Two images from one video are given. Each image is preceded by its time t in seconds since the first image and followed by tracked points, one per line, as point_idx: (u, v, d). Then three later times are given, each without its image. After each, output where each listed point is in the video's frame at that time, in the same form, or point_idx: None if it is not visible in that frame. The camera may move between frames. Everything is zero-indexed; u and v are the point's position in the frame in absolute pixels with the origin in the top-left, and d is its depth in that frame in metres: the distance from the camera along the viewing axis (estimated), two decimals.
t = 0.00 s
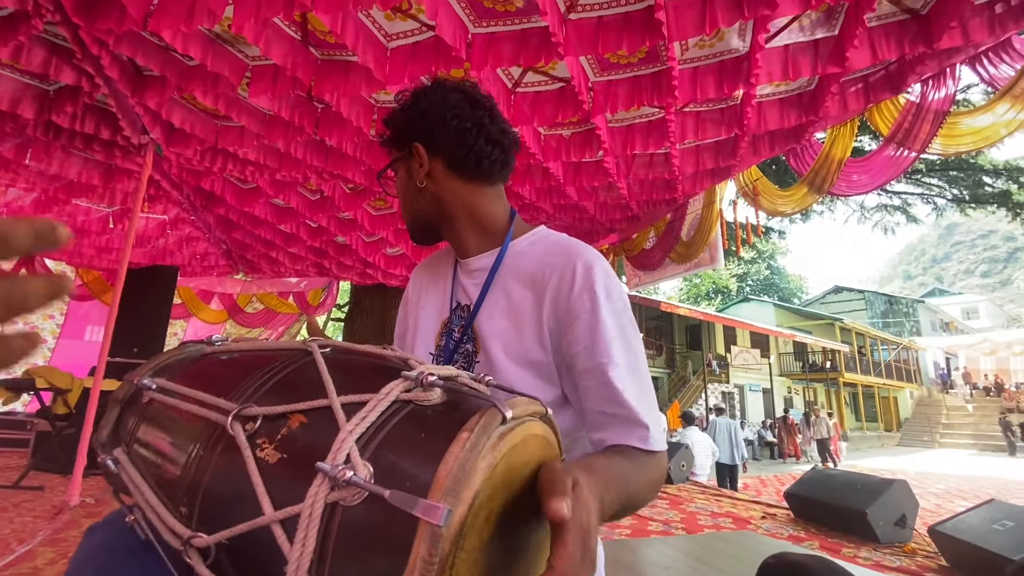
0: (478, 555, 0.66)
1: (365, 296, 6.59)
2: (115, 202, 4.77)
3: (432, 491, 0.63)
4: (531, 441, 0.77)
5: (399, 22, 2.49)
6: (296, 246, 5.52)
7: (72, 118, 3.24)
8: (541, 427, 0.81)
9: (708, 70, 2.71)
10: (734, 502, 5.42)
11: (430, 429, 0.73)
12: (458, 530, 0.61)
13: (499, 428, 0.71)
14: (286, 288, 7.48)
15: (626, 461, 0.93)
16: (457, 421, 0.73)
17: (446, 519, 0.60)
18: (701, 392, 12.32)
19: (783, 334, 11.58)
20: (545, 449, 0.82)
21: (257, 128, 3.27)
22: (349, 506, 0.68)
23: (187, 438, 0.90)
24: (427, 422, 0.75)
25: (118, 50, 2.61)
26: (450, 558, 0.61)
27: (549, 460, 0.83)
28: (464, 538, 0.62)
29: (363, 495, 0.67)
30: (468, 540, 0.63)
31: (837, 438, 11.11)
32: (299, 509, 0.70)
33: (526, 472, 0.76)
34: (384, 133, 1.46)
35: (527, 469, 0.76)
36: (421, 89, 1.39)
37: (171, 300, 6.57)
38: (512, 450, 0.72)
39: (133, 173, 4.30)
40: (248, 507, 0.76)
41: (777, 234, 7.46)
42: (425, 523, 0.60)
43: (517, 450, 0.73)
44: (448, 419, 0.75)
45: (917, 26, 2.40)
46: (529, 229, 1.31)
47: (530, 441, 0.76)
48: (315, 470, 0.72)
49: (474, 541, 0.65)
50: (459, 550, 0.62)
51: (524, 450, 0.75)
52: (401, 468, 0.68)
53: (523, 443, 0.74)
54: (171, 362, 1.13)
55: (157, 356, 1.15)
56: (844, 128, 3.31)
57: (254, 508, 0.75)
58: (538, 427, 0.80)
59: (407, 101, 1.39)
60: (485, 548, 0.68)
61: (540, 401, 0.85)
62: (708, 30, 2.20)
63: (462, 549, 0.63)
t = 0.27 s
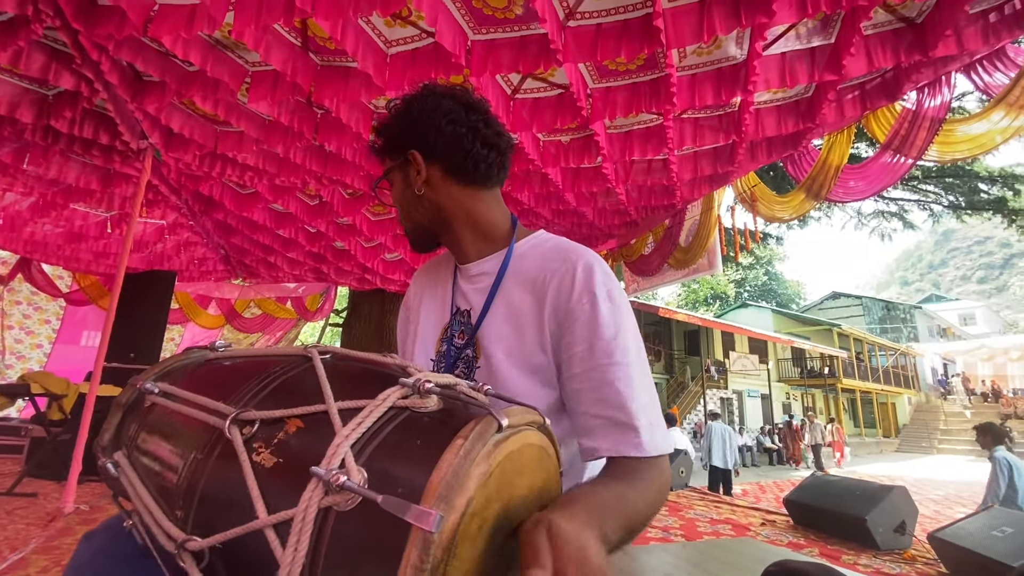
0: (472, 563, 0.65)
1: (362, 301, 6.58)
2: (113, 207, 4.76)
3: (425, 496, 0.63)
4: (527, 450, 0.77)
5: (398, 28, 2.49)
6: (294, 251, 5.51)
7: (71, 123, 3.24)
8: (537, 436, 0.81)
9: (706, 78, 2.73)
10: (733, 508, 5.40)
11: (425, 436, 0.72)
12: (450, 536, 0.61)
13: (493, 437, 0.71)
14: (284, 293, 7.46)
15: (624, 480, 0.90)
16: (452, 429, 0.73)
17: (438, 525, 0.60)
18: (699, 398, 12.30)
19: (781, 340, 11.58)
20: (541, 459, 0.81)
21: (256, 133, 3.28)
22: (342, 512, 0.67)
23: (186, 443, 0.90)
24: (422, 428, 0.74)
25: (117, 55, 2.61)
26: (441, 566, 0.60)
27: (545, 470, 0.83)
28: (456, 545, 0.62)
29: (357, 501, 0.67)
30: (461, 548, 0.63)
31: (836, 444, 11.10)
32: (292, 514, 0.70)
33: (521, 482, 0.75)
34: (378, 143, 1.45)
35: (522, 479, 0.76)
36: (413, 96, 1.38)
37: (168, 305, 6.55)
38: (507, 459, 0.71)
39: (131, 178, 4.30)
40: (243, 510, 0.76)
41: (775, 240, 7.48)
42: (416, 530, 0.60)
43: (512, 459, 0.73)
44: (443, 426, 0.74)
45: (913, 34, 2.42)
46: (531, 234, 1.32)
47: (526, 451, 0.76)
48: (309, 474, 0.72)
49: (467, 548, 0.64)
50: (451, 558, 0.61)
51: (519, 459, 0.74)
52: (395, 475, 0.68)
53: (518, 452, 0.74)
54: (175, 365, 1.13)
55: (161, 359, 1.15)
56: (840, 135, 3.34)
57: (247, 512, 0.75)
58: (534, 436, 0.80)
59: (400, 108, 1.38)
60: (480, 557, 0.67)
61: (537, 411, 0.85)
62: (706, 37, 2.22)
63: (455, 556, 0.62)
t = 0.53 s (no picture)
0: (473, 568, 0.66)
1: (361, 305, 6.58)
2: (112, 211, 4.76)
3: (426, 502, 0.63)
4: (525, 455, 0.77)
5: (397, 34, 2.50)
6: (292, 255, 5.51)
7: (70, 128, 3.25)
8: (534, 441, 0.81)
9: (702, 83, 2.75)
10: (732, 513, 5.40)
11: (424, 442, 0.73)
12: (452, 540, 0.61)
13: (493, 441, 0.71)
14: (282, 297, 7.45)
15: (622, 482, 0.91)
16: (450, 434, 0.73)
17: (441, 530, 0.60)
18: (698, 403, 12.30)
19: (779, 344, 11.60)
20: (539, 462, 0.82)
21: (255, 138, 3.29)
22: (343, 520, 0.68)
23: (179, 452, 0.90)
24: (420, 434, 0.75)
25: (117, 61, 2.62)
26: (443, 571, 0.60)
27: (542, 475, 0.83)
28: (458, 549, 0.62)
29: (358, 508, 0.67)
30: (462, 552, 0.63)
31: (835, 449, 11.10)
32: (292, 522, 0.70)
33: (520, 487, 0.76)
34: (375, 141, 1.41)
35: (521, 484, 0.76)
36: (416, 95, 1.36)
37: (166, 309, 6.54)
38: (507, 463, 0.72)
39: (130, 183, 4.30)
40: (242, 519, 0.76)
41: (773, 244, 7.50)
42: (419, 535, 0.60)
43: (511, 465, 0.73)
44: (442, 431, 0.75)
45: (908, 41, 2.45)
46: (531, 239, 1.32)
47: (523, 455, 0.77)
48: (309, 482, 0.72)
49: (468, 552, 0.64)
50: (453, 562, 0.62)
51: (517, 464, 0.75)
52: (394, 481, 0.68)
53: (517, 457, 0.74)
54: (167, 374, 1.13)
55: (153, 368, 1.15)
56: (838, 140, 3.36)
57: (246, 521, 0.75)
58: (532, 441, 0.81)
59: (403, 107, 1.35)
60: (480, 561, 0.67)
61: (534, 414, 0.86)
62: (703, 44, 2.24)
63: (457, 562, 0.62)
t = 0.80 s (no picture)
0: None
1: (359, 310, 6.57)
2: (110, 216, 4.75)
3: (421, 512, 0.63)
4: (521, 464, 0.77)
5: (396, 40, 2.51)
6: (291, 259, 5.51)
7: (69, 132, 3.25)
8: (531, 451, 0.81)
9: (700, 89, 2.76)
10: (731, 518, 5.40)
11: (420, 450, 0.73)
12: (446, 551, 0.61)
13: (489, 450, 0.71)
14: (281, 302, 7.45)
15: (616, 503, 0.91)
16: (446, 443, 0.74)
17: (434, 541, 0.60)
18: (697, 407, 12.30)
19: (777, 348, 11.61)
20: (536, 471, 0.82)
21: (254, 143, 3.29)
22: (336, 530, 0.68)
23: (177, 460, 0.90)
24: (416, 443, 0.75)
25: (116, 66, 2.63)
26: None
27: (538, 485, 0.83)
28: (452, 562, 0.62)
29: (351, 518, 0.67)
30: (456, 563, 0.63)
31: (834, 453, 11.10)
32: (286, 531, 0.70)
33: (515, 497, 0.75)
34: (376, 141, 1.41)
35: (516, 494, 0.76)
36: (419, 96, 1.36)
37: (164, 314, 6.53)
38: (502, 473, 0.72)
39: (129, 187, 4.30)
40: (236, 528, 0.75)
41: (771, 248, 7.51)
42: (412, 547, 0.60)
43: (505, 474, 0.73)
44: (437, 440, 0.75)
45: (904, 48, 2.47)
46: (532, 245, 1.33)
47: (519, 464, 0.77)
48: (303, 491, 0.73)
49: (462, 564, 0.64)
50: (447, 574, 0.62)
51: (513, 474, 0.75)
52: (389, 490, 0.68)
53: (512, 466, 0.74)
54: (165, 382, 1.13)
55: (151, 375, 1.16)
56: (834, 145, 3.37)
57: (240, 530, 0.75)
58: (528, 451, 0.81)
59: (406, 107, 1.35)
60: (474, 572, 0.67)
61: (531, 422, 0.86)
62: (700, 50, 2.26)
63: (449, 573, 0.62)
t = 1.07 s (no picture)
0: None
1: (358, 313, 6.57)
2: (110, 219, 4.75)
3: (428, 516, 0.63)
4: (526, 468, 0.77)
5: (396, 45, 2.52)
6: (290, 263, 5.51)
7: (69, 136, 3.25)
8: (535, 455, 0.81)
9: (699, 94, 2.77)
10: (731, 523, 5.39)
11: (427, 455, 0.73)
12: (454, 554, 0.60)
13: (495, 455, 0.72)
14: (280, 305, 7.44)
15: (619, 507, 0.91)
16: (453, 447, 0.74)
17: (442, 545, 0.59)
18: (696, 411, 12.30)
19: (776, 352, 11.61)
20: (540, 476, 0.82)
21: (254, 147, 3.30)
22: (343, 533, 0.68)
23: (181, 462, 0.89)
24: (423, 448, 0.75)
25: (117, 70, 2.63)
26: None
27: (543, 490, 0.83)
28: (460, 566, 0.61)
29: (359, 522, 0.67)
30: (464, 568, 0.62)
31: (834, 457, 11.08)
32: (293, 535, 0.70)
33: (520, 501, 0.75)
34: (371, 153, 1.41)
35: (522, 498, 0.76)
36: (412, 106, 1.36)
37: (163, 317, 6.52)
38: (508, 478, 0.72)
39: (128, 191, 4.30)
40: (242, 531, 0.75)
41: (770, 252, 7.52)
42: (420, 550, 0.60)
43: (511, 478, 0.73)
44: (444, 445, 0.75)
45: (901, 53, 2.48)
46: (529, 249, 1.34)
47: (525, 469, 0.77)
48: (311, 494, 0.73)
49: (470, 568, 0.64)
50: None
51: (518, 477, 0.75)
52: (396, 494, 0.68)
53: (518, 471, 0.74)
54: (168, 384, 1.13)
55: (154, 377, 1.15)
56: (832, 150, 3.38)
57: (246, 533, 0.75)
58: (532, 456, 0.81)
59: (400, 117, 1.36)
60: None
61: (536, 427, 0.86)
62: (699, 55, 2.27)
63: None
